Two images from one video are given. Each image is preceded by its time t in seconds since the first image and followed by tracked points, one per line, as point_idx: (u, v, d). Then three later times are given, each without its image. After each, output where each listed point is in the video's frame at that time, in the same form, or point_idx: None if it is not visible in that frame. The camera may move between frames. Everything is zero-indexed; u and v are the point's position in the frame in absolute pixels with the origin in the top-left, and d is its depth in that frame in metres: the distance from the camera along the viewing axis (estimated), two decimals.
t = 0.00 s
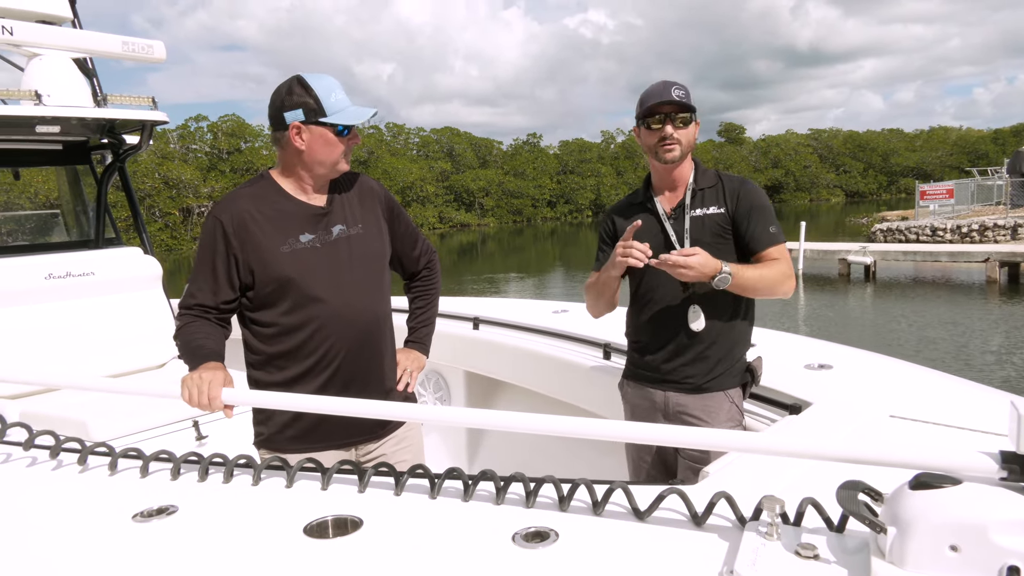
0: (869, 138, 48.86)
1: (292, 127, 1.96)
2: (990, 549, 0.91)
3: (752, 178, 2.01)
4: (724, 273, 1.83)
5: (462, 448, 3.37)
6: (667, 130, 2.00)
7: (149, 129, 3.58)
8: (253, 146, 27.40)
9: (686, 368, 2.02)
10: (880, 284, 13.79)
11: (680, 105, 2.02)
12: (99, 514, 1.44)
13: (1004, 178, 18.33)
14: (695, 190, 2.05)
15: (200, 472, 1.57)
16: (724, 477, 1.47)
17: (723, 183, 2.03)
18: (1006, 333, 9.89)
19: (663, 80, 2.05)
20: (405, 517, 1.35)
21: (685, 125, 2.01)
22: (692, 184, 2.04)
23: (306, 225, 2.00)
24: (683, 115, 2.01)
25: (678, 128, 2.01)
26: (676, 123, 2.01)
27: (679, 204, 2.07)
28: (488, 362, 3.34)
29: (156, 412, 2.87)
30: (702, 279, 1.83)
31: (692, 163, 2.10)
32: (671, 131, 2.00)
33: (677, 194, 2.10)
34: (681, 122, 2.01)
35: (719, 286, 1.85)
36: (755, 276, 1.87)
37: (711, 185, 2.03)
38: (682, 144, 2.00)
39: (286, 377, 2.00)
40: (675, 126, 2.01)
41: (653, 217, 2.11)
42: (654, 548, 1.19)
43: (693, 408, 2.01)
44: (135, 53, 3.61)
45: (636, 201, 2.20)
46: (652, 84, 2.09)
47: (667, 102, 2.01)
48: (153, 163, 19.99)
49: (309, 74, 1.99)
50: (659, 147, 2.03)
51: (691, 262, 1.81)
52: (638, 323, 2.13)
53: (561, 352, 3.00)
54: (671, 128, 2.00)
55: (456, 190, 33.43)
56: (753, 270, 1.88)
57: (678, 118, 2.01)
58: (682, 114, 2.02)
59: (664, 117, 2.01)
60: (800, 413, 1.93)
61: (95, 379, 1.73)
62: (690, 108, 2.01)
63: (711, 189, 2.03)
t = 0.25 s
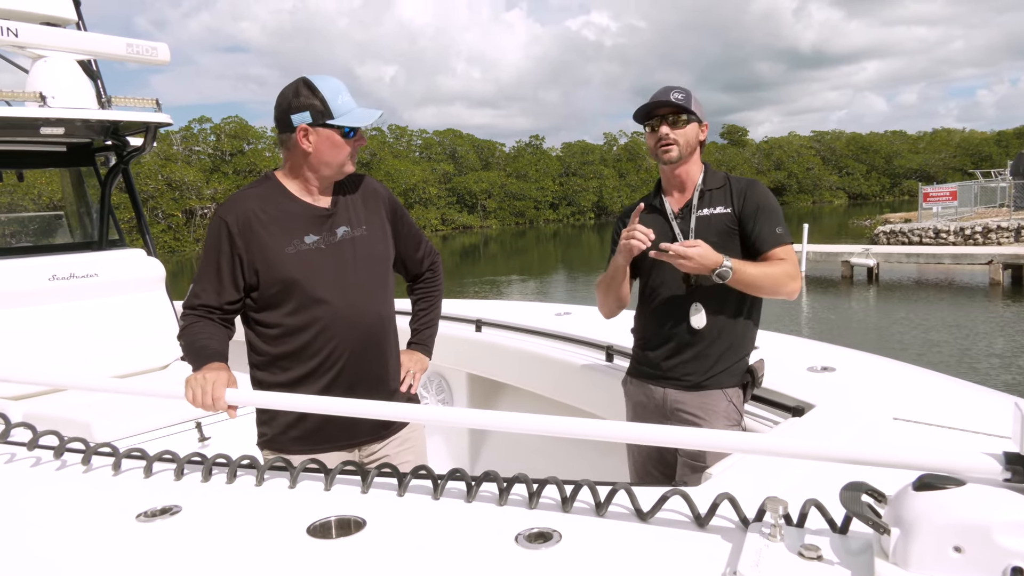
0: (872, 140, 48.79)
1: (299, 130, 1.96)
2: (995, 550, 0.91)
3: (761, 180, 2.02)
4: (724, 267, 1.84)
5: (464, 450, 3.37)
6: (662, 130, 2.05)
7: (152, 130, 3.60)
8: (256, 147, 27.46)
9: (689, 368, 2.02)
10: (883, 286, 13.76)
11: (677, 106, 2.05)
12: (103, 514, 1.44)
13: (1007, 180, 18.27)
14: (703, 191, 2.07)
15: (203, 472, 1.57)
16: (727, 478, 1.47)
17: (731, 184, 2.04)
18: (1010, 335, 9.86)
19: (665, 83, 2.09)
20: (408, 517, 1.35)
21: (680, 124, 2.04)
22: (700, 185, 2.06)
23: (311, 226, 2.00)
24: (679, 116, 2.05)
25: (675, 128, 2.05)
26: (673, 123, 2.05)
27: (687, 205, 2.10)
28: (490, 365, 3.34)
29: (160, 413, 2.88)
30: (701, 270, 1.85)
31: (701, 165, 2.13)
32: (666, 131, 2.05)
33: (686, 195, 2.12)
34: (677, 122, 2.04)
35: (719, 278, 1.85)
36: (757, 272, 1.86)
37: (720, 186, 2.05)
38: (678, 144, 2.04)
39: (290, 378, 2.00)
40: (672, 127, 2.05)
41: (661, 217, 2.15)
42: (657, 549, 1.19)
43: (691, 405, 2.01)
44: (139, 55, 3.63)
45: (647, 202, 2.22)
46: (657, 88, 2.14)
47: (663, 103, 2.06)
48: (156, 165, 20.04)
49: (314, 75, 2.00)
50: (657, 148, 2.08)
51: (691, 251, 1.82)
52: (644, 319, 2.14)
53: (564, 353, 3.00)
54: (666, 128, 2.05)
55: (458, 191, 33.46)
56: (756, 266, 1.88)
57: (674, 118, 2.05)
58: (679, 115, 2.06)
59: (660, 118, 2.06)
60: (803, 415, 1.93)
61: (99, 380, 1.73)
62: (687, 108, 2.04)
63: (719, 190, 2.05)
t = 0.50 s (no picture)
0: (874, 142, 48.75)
1: (305, 130, 1.97)
2: (997, 551, 0.91)
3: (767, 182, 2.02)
4: (721, 263, 1.84)
5: (466, 451, 3.38)
6: (666, 131, 2.07)
7: (155, 132, 3.60)
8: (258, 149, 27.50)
9: (692, 369, 2.02)
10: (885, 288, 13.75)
11: (682, 107, 2.06)
12: (105, 514, 1.44)
13: (1010, 183, 18.22)
14: (709, 193, 2.07)
15: (206, 472, 1.57)
16: (729, 479, 1.47)
17: (737, 186, 2.05)
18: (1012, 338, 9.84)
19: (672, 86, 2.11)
20: (410, 517, 1.35)
21: (684, 126, 2.05)
22: (706, 186, 2.07)
23: (316, 227, 2.01)
24: (684, 117, 2.06)
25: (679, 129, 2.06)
26: (677, 125, 2.06)
27: (692, 206, 2.10)
28: (492, 366, 3.35)
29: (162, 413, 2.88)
30: (697, 263, 1.86)
31: (708, 168, 2.12)
32: (670, 133, 2.06)
33: (691, 197, 2.12)
34: (680, 123, 2.06)
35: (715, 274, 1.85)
36: (755, 270, 1.86)
37: (725, 188, 2.05)
38: (682, 144, 2.05)
39: (294, 378, 2.00)
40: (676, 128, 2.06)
41: (667, 219, 2.16)
42: (659, 550, 1.20)
43: (693, 407, 2.01)
44: (143, 57, 3.64)
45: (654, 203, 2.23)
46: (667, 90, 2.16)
47: (667, 104, 2.07)
48: (158, 166, 20.07)
49: (317, 76, 2.01)
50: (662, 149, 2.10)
51: (688, 242, 1.85)
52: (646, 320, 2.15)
53: (566, 355, 3.00)
54: (670, 130, 2.07)
55: (460, 193, 33.49)
56: (755, 266, 1.88)
57: (678, 119, 2.06)
58: (684, 117, 2.07)
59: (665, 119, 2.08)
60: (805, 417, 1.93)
61: (102, 380, 1.74)
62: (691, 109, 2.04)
63: (725, 191, 2.06)
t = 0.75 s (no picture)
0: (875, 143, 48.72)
1: (311, 130, 1.97)
2: (998, 551, 0.91)
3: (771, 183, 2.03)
4: (723, 261, 1.83)
5: (467, 451, 3.38)
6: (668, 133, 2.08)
7: (157, 132, 3.60)
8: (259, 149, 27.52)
9: (694, 369, 2.02)
10: (886, 289, 13.74)
11: (683, 109, 2.07)
12: (107, 514, 1.45)
13: (1012, 184, 18.18)
14: (712, 193, 2.08)
15: (207, 472, 1.58)
16: (729, 479, 1.47)
17: (740, 186, 2.05)
18: (1014, 339, 9.82)
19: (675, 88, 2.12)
20: (411, 516, 1.36)
21: (685, 127, 2.06)
22: (710, 187, 2.07)
23: (319, 227, 2.01)
24: (686, 118, 2.06)
25: (681, 131, 2.07)
26: (678, 127, 2.08)
27: (695, 207, 2.10)
28: (493, 366, 3.35)
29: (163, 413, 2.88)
30: (699, 261, 1.85)
31: (712, 169, 2.13)
32: (671, 135, 2.08)
33: (694, 197, 2.12)
34: (681, 125, 2.07)
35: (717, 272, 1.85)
36: (755, 269, 1.86)
37: (728, 188, 2.06)
38: (682, 146, 2.06)
39: (296, 378, 2.00)
40: (677, 130, 2.08)
41: (669, 217, 2.17)
42: (659, 549, 1.20)
43: (697, 411, 2.01)
44: (144, 57, 3.64)
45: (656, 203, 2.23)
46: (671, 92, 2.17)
47: (670, 106, 2.08)
48: (159, 166, 20.08)
49: (324, 76, 2.01)
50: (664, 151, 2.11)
51: (689, 240, 1.84)
52: (648, 320, 2.15)
53: (567, 355, 3.00)
54: (672, 131, 2.08)
55: (461, 193, 33.50)
56: (756, 265, 1.87)
57: (680, 121, 2.07)
58: (686, 117, 2.07)
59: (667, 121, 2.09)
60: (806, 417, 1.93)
61: (104, 380, 1.74)
62: (693, 110, 2.05)
63: (728, 192, 2.06)
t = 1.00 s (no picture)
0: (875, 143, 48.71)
1: (314, 130, 1.97)
2: (997, 551, 0.91)
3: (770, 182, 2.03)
4: (727, 264, 1.83)
5: (467, 450, 3.38)
6: (665, 133, 2.08)
7: (157, 131, 3.60)
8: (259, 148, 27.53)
9: (696, 370, 2.02)
10: (886, 289, 13.74)
11: (681, 109, 2.06)
12: (106, 512, 1.45)
13: (1012, 183, 18.17)
14: (711, 193, 2.08)
15: (207, 470, 1.58)
16: (729, 479, 1.47)
17: (740, 186, 2.06)
18: (1013, 339, 9.82)
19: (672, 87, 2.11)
20: (411, 516, 1.36)
21: (683, 127, 2.06)
22: (709, 187, 2.07)
23: (321, 226, 2.01)
24: (684, 119, 2.06)
25: (678, 131, 2.07)
26: (676, 126, 2.07)
27: (694, 207, 2.10)
28: (493, 366, 3.35)
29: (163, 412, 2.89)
30: (702, 264, 1.84)
31: (710, 168, 2.13)
32: (669, 135, 2.07)
33: (693, 197, 2.13)
34: (678, 125, 2.06)
35: (722, 275, 1.85)
36: (756, 270, 1.87)
37: (728, 188, 2.06)
38: (681, 146, 2.05)
39: (297, 377, 2.00)
40: (674, 130, 2.07)
41: (668, 217, 2.16)
42: (659, 548, 1.20)
43: (700, 413, 2.01)
44: (144, 56, 3.64)
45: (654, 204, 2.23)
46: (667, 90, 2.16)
47: (667, 106, 2.08)
48: (159, 165, 20.08)
49: (328, 77, 2.01)
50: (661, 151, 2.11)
51: (692, 244, 1.83)
52: (649, 322, 2.14)
53: (567, 355, 3.00)
54: (669, 131, 2.08)
55: (461, 193, 33.51)
56: (758, 266, 1.87)
57: (677, 121, 2.07)
58: (684, 118, 2.07)
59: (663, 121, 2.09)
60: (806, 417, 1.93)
61: (104, 378, 1.74)
62: (690, 110, 2.05)
63: (727, 192, 2.06)
